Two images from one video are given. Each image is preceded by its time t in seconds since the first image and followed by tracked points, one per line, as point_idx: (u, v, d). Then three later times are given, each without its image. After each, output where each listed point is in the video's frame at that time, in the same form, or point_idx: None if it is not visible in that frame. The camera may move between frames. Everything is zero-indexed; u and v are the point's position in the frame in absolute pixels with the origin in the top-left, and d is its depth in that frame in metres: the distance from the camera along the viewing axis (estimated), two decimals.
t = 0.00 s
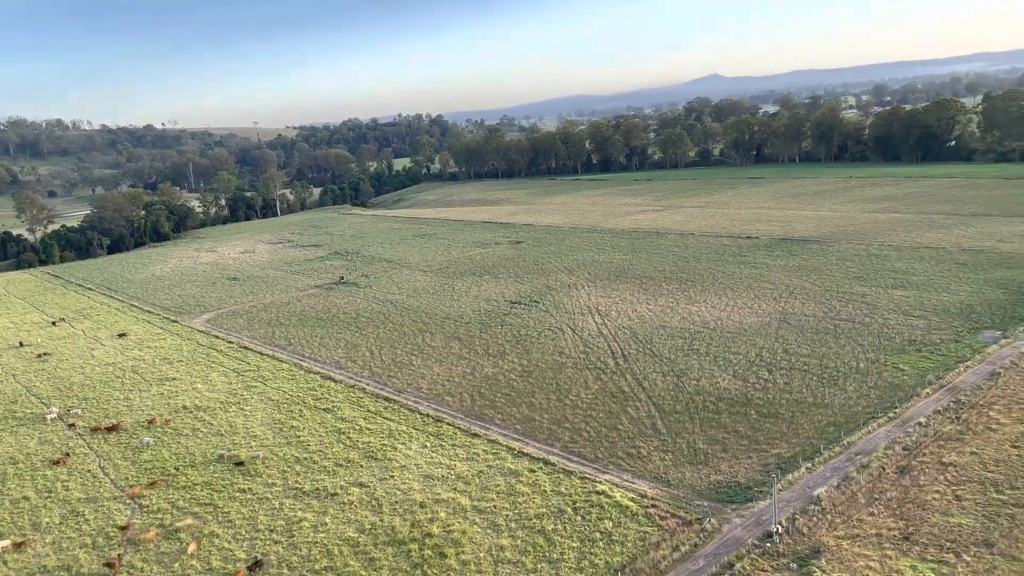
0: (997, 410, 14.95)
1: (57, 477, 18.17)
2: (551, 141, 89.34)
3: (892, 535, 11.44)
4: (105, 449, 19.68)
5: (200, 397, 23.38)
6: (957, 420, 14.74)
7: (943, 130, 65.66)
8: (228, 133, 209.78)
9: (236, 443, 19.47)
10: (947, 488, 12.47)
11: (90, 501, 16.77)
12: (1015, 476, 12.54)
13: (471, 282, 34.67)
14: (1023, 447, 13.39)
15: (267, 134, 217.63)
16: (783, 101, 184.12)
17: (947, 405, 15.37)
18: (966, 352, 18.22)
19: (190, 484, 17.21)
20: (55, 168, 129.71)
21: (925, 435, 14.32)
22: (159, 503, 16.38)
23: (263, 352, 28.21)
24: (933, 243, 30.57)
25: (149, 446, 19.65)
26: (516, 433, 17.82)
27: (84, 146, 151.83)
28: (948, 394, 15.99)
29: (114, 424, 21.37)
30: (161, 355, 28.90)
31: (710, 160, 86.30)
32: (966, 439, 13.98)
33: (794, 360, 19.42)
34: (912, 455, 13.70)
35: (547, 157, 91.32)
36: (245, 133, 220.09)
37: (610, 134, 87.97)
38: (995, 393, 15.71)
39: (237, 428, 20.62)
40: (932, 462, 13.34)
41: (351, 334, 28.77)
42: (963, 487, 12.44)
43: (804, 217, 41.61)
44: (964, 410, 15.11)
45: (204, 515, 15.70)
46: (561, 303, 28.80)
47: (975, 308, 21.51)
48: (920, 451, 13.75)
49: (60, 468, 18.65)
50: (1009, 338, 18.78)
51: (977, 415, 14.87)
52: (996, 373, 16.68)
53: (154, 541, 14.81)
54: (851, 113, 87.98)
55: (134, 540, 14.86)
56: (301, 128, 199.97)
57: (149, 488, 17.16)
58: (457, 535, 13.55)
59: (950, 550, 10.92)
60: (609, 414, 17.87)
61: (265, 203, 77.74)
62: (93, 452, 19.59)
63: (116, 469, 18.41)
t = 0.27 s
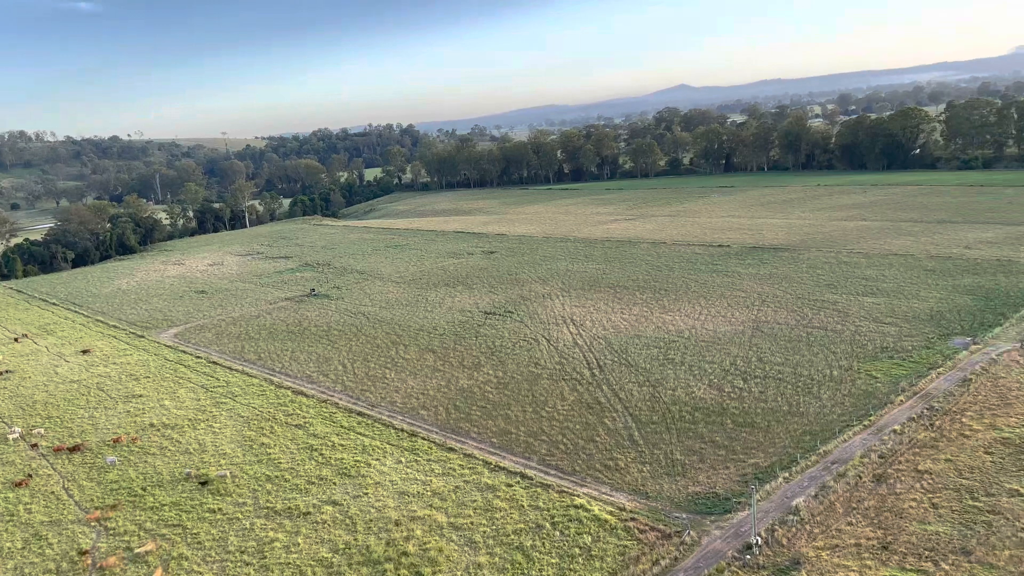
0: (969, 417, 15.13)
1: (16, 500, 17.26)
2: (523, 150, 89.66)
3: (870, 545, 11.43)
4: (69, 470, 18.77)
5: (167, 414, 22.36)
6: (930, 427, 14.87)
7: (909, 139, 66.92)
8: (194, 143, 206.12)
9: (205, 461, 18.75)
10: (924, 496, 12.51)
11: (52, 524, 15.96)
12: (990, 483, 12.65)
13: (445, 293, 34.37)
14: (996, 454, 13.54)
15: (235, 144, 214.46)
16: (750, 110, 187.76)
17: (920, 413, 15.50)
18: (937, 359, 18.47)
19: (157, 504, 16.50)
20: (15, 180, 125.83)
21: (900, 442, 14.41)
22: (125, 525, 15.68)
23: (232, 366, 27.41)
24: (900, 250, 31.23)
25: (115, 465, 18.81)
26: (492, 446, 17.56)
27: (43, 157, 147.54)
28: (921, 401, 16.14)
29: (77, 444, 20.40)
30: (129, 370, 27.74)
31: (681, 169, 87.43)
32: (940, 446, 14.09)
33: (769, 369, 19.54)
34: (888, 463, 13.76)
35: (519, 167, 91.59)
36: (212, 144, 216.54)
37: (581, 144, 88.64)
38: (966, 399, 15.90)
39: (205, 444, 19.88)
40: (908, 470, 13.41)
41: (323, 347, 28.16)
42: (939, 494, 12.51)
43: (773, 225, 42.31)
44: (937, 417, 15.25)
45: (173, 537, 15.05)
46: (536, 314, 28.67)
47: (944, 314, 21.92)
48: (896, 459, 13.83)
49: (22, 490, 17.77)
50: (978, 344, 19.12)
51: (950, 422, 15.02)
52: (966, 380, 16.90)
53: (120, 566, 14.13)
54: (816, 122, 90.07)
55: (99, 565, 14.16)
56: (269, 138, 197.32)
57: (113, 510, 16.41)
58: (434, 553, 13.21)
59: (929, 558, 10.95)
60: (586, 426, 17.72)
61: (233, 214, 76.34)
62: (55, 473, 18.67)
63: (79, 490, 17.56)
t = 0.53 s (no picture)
0: (942, 423, 15.32)
1: None
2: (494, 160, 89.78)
3: (850, 554, 11.43)
4: (31, 492, 17.88)
5: (133, 432, 21.46)
6: (904, 434, 15.01)
7: (874, 147, 68.78)
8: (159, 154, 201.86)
9: (173, 479, 18.03)
10: (900, 504, 12.57)
11: (12, 549, 15.15)
12: (964, 490, 12.76)
13: (417, 304, 34.00)
14: (969, 460, 13.70)
15: (202, 154, 210.62)
16: (716, 119, 190.98)
17: (894, 420, 15.65)
18: (909, 365, 18.75)
19: (124, 526, 15.80)
20: None
21: (875, 450, 14.52)
22: (89, 549, 14.95)
23: (200, 380, 26.55)
24: (869, 257, 31.83)
25: (78, 485, 17.97)
26: (468, 460, 17.28)
27: None
28: (895, 408, 16.30)
29: (39, 465, 19.43)
30: (95, 387, 26.48)
31: (651, 177, 88.46)
32: (914, 453, 14.22)
33: (744, 377, 19.66)
34: (865, 471, 13.81)
35: (490, 176, 91.63)
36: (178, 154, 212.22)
37: (553, 153, 89.14)
38: (939, 405, 16.11)
39: (172, 462, 19.11)
40: (884, 477, 13.49)
41: (295, 361, 27.51)
42: (916, 502, 12.58)
43: (743, 233, 42.92)
44: (910, 424, 15.41)
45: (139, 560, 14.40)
46: (510, 324, 28.49)
47: (913, 320, 22.34)
48: (872, 467, 13.91)
49: None
50: (948, 349, 19.48)
51: (923, 428, 15.19)
52: (938, 386, 17.14)
53: None
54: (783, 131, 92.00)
55: None
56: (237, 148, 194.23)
57: (76, 533, 15.64)
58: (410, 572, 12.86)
59: (908, 568, 10.97)
60: (562, 438, 17.56)
61: (201, 226, 74.75)
62: (15, 496, 17.74)
63: (41, 513, 16.72)
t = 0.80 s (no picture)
0: (916, 429, 15.46)
1: None
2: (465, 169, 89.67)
3: (829, 564, 11.39)
4: None
5: (99, 450, 20.60)
6: (879, 441, 15.11)
7: (840, 156, 70.62)
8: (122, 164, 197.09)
9: (139, 499, 17.29)
10: (878, 512, 12.60)
11: None
12: (940, 496, 12.82)
13: (389, 315, 33.55)
14: (944, 466, 13.81)
15: (166, 165, 206.21)
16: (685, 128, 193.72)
17: (869, 427, 15.75)
18: (882, 372, 18.98)
19: (88, 550, 15.07)
20: None
21: (851, 458, 14.57)
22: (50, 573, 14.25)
23: (167, 396, 25.68)
24: (837, 264, 32.43)
25: (40, 507, 17.16)
26: (443, 474, 16.97)
27: None
28: (869, 416, 16.43)
29: None
30: (57, 405, 25.38)
31: (622, 186, 89.21)
32: (890, 460, 14.29)
33: (719, 386, 19.73)
34: (841, 479, 13.84)
35: (461, 185, 91.45)
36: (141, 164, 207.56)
37: (523, 163, 89.39)
38: (912, 412, 16.27)
39: (138, 480, 18.35)
40: (860, 485, 13.52)
41: (265, 375, 26.82)
42: (893, 509, 12.60)
43: (713, 241, 43.49)
44: (885, 431, 15.52)
45: None
46: (484, 334, 28.26)
47: (884, 326, 22.70)
48: (848, 475, 13.94)
49: None
50: (919, 355, 19.78)
51: (898, 435, 15.30)
52: (911, 393, 17.32)
53: None
54: (751, 139, 93.63)
55: None
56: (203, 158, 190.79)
57: (37, 558, 14.88)
58: None
59: None
60: (539, 450, 17.38)
61: (167, 237, 72.97)
62: None
63: None
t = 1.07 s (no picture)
0: (890, 435, 15.65)
1: None
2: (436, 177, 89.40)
3: (809, 573, 11.40)
4: None
5: (62, 468, 19.74)
6: (855, 448, 15.25)
7: (807, 163, 72.35)
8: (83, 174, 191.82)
9: (104, 519, 16.57)
10: (855, 519, 12.68)
11: None
12: (916, 502, 12.96)
13: (362, 325, 33.09)
14: (919, 472, 13.97)
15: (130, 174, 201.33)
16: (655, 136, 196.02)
17: (844, 434, 15.90)
18: (855, 378, 19.23)
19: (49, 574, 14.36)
20: None
21: (827, 465, 14.67)
22: None
23: (134, 411, 24.79)
24: (807, 271, 33.01)
25: None
26: (419, 488, 16.65)
27: None
28: (843, 422, 16.61)
29: None
30: (15, 423, 24.26)
31: (593, 194, 89.76)
32: (866, 467, 14.42)
33: (694, 394, 19.80)
34: (818, 486, 13.93)
35: (433, 194, 91.10)
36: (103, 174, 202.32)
37: (495, 171, 89.47)
38: (886, 418, 16.48)
39: (102, 499, 17.59)
40: (837, 493, 13.60)
41: (234, 388, 26.11)
42: (871, 517, 12.69)
43: (684, 249, 43.97)
44: (860, 437, 15.68)
45: None
46: (459, 344, 28.02)
47: (856, 333, 23.06)
48: (825, 482, 14.03)
49: None
50: (891, 361, 20.09)
51: (873, 441, 15.47)
52: (884, 399, 17.56)
53: None
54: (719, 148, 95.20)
55: None
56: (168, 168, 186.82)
57: None
58: None
59: None
60: (516, 461, 17.20)
61: (133, 248, 71.03)
62: None
63: None
